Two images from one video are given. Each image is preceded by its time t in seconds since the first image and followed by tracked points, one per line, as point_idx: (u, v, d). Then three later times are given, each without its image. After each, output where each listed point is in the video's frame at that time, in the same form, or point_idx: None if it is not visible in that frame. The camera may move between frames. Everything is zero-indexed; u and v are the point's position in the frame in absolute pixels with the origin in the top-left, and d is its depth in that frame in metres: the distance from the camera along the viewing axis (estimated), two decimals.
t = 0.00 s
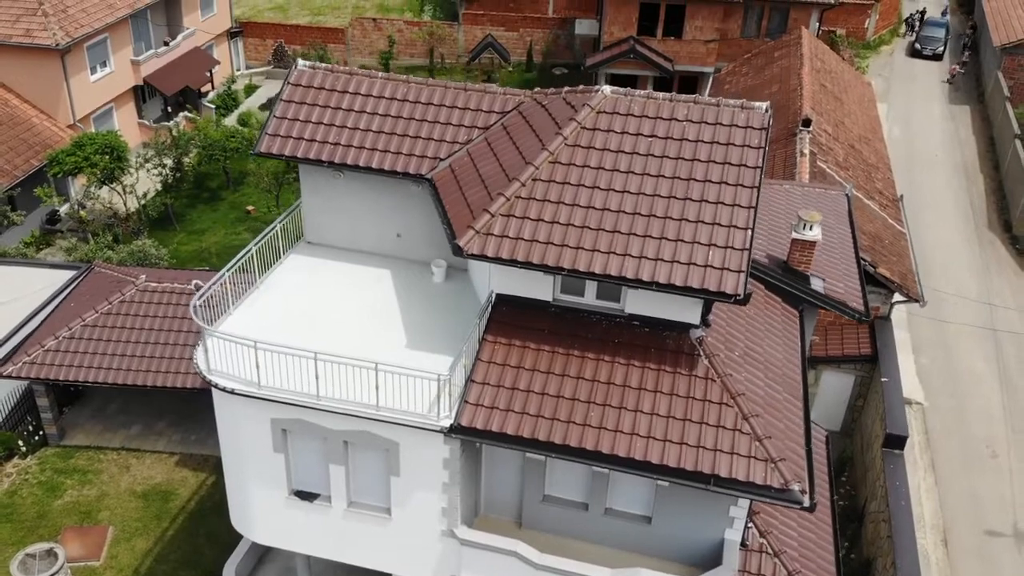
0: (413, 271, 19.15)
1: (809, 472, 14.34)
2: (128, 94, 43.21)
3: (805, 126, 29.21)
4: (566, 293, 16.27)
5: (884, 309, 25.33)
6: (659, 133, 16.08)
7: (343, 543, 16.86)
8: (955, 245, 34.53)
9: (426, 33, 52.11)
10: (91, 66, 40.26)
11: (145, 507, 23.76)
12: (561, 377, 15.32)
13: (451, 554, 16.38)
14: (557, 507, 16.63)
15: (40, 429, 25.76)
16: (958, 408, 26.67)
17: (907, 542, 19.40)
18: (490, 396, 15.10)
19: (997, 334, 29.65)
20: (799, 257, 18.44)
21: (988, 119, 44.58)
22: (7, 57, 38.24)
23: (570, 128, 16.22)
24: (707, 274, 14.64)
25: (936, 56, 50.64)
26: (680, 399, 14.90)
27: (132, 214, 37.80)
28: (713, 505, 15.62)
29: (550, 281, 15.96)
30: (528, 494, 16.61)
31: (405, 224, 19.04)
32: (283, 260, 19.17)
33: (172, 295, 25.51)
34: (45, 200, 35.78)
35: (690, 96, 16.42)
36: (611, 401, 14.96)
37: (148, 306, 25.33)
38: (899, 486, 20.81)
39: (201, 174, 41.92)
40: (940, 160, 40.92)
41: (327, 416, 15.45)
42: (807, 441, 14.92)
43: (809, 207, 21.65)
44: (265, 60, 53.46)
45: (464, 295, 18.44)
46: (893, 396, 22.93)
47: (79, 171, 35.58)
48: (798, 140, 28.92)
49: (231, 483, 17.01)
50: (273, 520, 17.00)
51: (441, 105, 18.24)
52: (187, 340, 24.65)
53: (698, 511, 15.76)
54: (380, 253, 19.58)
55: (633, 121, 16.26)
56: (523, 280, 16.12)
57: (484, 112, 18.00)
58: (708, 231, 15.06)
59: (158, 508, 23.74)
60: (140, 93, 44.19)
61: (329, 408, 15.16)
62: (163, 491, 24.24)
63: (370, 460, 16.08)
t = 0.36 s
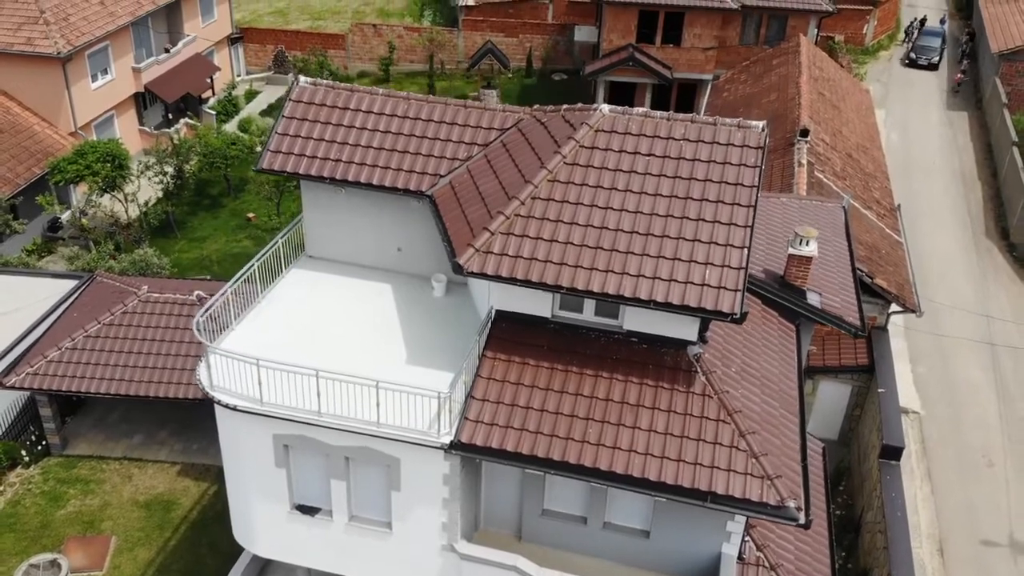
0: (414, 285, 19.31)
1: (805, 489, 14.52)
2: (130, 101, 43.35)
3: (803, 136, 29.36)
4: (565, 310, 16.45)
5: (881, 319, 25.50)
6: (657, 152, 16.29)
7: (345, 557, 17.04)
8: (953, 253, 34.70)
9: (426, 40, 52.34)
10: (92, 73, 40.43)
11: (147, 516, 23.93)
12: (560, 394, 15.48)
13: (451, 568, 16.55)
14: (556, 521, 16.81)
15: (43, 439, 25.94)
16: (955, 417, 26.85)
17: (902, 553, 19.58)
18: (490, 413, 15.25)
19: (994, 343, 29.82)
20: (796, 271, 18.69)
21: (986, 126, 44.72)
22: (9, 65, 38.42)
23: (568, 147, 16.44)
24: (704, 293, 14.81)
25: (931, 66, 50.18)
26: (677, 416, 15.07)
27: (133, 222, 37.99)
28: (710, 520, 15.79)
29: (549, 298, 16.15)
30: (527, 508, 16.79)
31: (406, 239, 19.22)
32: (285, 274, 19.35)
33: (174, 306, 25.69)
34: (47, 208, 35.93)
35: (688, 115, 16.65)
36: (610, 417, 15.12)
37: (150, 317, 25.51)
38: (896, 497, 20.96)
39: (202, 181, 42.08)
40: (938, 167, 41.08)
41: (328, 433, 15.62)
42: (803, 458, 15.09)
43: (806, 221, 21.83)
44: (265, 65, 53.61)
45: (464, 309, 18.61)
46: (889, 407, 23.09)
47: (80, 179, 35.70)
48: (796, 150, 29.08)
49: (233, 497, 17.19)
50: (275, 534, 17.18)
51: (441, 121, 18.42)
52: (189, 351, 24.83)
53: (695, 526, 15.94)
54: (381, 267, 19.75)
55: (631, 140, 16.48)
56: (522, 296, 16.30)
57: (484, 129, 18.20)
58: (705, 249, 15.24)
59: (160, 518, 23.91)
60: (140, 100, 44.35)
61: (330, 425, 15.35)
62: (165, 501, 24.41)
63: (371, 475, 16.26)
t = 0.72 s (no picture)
0: (414, 299, 19.49)
1: (800, 504, 14.70)
2: (131, 108, 43.51)
3: (800, 146, 29.57)
4: (563, 326, 16.64)
5: (878, 329, 25.70)
6: (653, 170, 16.50)
7: (346, 569, 17.23)
8: (950, 260, 34.91)
9: (426, 45, 52.67)
10: (93, 80, 40.61)
11: (149, 526, 24.10)
12: (558, 410, 15.65)
13: None
14: (555, 534, 16.98)
15: (45, 448, 26.12)
16: (951, 425, 27.05)
17: (898, 564, 19.78)
18: (489, 429, 15.42)
19: (991, 351, 30.03)
20: (791, 285, 18.83)
21: (983, 132, 44.91)
22: (10, 73, 38.58)
23: (566, 165, 16.65)
24: (700, 311, 14.97)
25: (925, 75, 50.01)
26: (674, 432, 15.25)
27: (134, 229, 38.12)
28: (706, 535, 15.95)
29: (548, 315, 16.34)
30: (526, 522, 16.98)
31: (406, 253, 19.39)
32: (286, 288, 19.53)
33: (175, 316, 25.88)
34: (48, 216, 36.11)
35: (684, 133, 16.88)
36: (608, 433, 15.29)
37: (151, 327, 25.69)
38: (891, 508, 21.15)
39: (202, 187, 42.27)
40: (935, 173, 41.29)
41: (329, 448, 15.81)
42: (797, 473, 15.27)
43: (802, 234, 22.03)
44: (265, 70, 53.80)
45: (465, 323, 18.79)
46: (886, 418, 23.27)
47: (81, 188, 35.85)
48: (793, 159, 29.27)
49: (236, 510, 17.38)
50: (277, 547, 17.37)
51: (441, 137, 18.62)
52: (190, 361, 25.02)
53: (691, 540, 16.10)
54: (381, 281, 19.94)
55: (629, 159, 16.68)
56: (521, 313, 16.49)
57: (483, 145, 18.41)
58: (702, 267, 15.42)
59: (162, 528, 24.08)
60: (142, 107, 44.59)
61: (331, 441, 15.54)
62: (167, 511, 24.58)
63: (371, 489, 16.44)
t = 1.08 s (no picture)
0: (414, 313, 19.66)
1: (795, 520, 14.86)
2: (131, 115, 43.67)
3: (798, 156, 29.77)
4: (561, 342, 16.81)
5: (874, 339, 25.88)
6: (650, 189, 16.68)
7: None
8: (947, 268, 35.08)
9: (426, 51, 52.91)
10: (94, 88, 40.77)
11: (151, 536, 24.26)
12: (557, 426, 15.82)
13: None
14: (554, 547, 17.15)
15: (47, 458, 26.31)
16: (947, 435, 27.22)
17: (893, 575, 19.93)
18: (488, 445, 15.59)
19: (987, 360, 30.20)
20: (788, 299, 19.05)
21: (980, 138, 45.06)
22: (11, 81, 38.75)
23: (564, 183, 16.84)
24: (697, 329, 15.13)
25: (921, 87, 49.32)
26: (672, 448, 15.42)
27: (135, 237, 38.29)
28: (703, 550, 16.11)
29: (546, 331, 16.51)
30: (525, 536, 17.16)
31: (406, 267, 19.55)
32: (286, 302, 19.71)
33: (176, 326, 26.05)
34: (49, 224, 36.30)
35: (681, 151, 17.07)
36: (606, 450, 15.46)
37: (153, 338, 25.87)
38: (887, 519, 21.32)
39: (203, 194, 42.43)
40: (933, 180, 41.46)
41: (330, 464, 15.99)
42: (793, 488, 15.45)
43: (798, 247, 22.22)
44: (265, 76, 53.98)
45: (464, 337, 18.95)
46: (882, 429, 23.44)
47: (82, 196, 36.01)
48: (790, 169, 29.47)
49: (237, 524, 17.56)
50: (278, 560, 17.54)
51: (441, 153, 18.79)
52: (192, 372, 25.19)
53: (688, 554, 16.26)
54: (381, 294, 20.12)
55: (626, 177, 16.87)
56: (520, 330, 16.67)
57: (482, 161, 18.59)
58: (698, 285, 15.58)
59: (163, 537, 24.24)
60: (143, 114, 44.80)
61: (332, 457, 15.73)
62: (168, 520, 24.74)
63: (372, 504, 16.62)
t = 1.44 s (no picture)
0: (413, 326, 19.84)
1: (790, 535, 15.05)
2: (132, 122, 43.84)
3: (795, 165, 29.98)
4: (559, 358, 17.00)
5: (870, 348, 26.08)
6: (647, 206, 16.87)
7: None
8: (943, 275, 35.28)
9: (425, 57, 53.09)
10: (94, 96, 40.94)
11: (152, 545, 24.44)
12: (554, 441, 16.00)
13: None
14: (552, 560, 17.35)
15: (49, 467, 26.50)
16: (943, 443, 27.42)
17: None
18: (486, 460, 15.77)
19: (983, 369, 30.41)
20: (783, 313, 19.20)
21: (977, 144, 45.28)
22: (12, 88, 38.90)
23: (562, 200, 17.02)
24: (692, 346, 15.31)
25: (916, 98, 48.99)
26: (668, 464, 15.60)
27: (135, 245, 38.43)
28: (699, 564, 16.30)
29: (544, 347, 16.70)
30: (523, 549, 17.35)
31: (405, 281, 19.73)
32: (286, 316, 19.87)
33: (177, 336, 26.23)
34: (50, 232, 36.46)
35: (677, 169, 17.27)
36: (603, 465, 15.64)
37: (154, 347, 26.05)
38: (882, 529, 21.48)
39: (203, 201, 42.59)
40: (930, 186, 41.66)
41: (329, 479, 16.18)
42: (788, 503, 15.64)
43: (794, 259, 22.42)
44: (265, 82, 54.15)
45: (463, 351, 19.12)
46: (877, 439, 23.62)
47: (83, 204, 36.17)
48: (787, 179, 29.67)
49: (238, 537, 17.75)
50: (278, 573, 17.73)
51: (439, 169, 18.97)
52: (193, 382, 25.37)
53: (684, 568, 16.45)
54: (380, 307, 20.30)
55: (623, 194, 17.05)
56: (518, 345, 16.85)
57: (480, 177, 18.78)
58: (694, 302, 15.76)
59: (165, 547, 24.41)
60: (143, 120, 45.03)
61: (332, 473, 15.92)
62: (169, 530, 24.90)
63: (371, 518, 16.80)
